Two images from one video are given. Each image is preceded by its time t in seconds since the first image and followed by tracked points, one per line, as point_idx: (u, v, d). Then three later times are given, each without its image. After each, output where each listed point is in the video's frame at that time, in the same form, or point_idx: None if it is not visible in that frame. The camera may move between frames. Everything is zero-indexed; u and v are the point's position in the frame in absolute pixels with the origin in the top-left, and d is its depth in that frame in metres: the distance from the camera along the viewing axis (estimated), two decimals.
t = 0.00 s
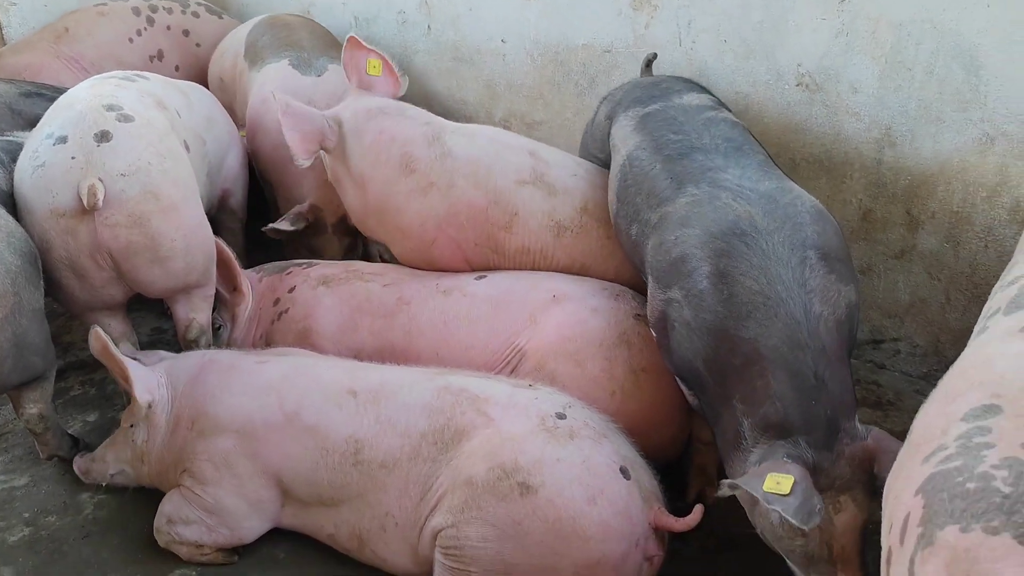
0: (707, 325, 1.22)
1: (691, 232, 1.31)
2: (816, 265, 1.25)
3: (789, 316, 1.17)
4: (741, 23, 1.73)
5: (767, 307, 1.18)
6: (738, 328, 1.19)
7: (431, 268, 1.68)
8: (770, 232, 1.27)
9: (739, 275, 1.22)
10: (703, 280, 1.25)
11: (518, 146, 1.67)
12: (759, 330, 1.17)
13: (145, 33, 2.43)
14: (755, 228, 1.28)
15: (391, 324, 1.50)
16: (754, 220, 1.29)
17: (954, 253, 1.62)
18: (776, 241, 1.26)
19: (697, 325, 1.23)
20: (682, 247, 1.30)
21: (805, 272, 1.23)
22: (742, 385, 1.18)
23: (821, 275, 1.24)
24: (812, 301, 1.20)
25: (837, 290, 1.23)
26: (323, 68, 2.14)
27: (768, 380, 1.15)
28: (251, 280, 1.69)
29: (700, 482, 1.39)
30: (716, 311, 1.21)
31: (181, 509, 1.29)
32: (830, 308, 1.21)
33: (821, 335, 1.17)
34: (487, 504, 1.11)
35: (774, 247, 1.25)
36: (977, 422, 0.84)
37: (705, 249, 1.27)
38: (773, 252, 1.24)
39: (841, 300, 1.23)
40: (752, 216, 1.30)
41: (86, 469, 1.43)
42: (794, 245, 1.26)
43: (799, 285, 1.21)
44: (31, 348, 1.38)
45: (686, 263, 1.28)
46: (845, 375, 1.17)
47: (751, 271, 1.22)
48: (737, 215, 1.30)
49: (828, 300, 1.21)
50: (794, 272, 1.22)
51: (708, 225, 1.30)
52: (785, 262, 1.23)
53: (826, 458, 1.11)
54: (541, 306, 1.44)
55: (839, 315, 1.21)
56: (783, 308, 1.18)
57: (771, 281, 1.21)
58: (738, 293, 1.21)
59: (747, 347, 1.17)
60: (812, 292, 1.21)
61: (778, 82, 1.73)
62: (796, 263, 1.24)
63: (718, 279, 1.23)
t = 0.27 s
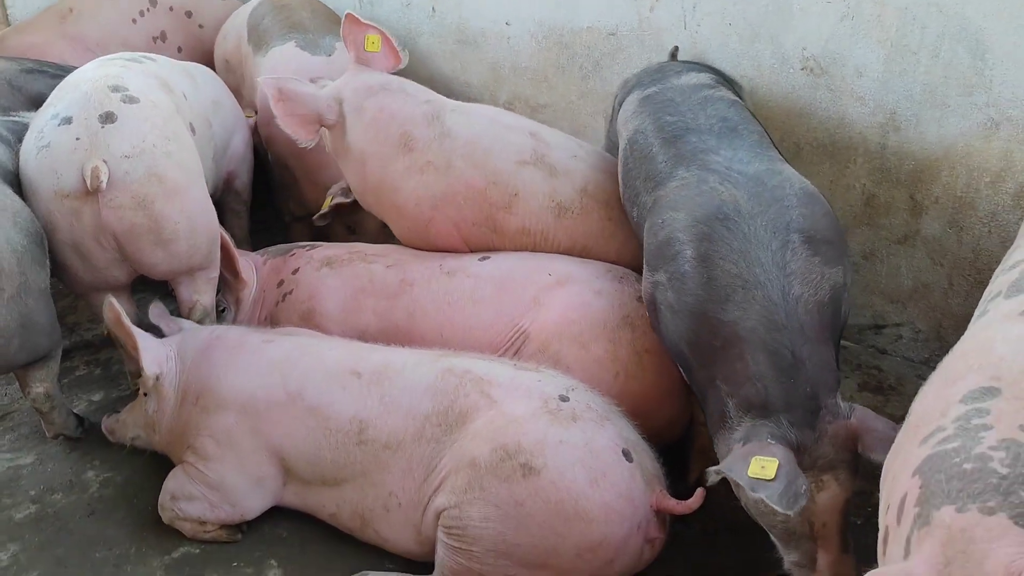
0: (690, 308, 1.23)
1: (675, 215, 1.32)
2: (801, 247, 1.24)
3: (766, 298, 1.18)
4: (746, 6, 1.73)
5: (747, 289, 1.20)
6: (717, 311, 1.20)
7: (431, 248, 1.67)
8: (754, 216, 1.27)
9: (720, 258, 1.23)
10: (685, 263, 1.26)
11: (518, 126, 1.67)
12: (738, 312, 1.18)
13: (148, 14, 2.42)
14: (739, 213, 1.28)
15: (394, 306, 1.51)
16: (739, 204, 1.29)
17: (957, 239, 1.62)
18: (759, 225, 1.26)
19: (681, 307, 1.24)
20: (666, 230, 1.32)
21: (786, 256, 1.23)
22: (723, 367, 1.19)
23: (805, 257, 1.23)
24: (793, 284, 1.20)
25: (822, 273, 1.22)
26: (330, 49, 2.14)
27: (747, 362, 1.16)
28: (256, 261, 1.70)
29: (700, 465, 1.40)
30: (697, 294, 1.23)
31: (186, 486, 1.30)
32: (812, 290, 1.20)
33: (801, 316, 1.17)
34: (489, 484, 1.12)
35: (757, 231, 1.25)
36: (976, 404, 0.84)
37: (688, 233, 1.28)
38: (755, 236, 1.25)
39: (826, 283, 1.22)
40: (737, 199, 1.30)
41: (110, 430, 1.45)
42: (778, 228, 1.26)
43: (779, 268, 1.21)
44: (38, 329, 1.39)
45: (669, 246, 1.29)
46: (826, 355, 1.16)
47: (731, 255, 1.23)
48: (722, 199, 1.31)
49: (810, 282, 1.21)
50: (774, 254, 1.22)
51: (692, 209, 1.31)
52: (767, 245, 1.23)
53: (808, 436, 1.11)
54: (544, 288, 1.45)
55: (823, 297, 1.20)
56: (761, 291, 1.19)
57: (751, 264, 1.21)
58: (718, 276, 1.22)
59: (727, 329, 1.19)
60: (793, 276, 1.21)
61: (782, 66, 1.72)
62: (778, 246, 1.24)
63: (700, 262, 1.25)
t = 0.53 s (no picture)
0: (674, 289, 1.19)
1: (671, 194, 1.30)
2: (793, 239, 1.16)
3: (744, 285, 1.11)
4: None
5: (728, 274, 1.13)
6: (695, 294, 1.15)
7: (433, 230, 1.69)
8: (749, 202, 1.21)
9: (707, 239, 1.19)
10: (676, 242, 1.23)
11: (519, 109, 1.67)
12: (715, 296, 1.13)
13: None
14: (735, 199, 1.23)
15: (395, 285, 1.52)
16: (737, 189, 1.24)
17: (965, 224, 1.62)
18: (753, 211, 1.20)
19: (667, 288, 1.21)
20: (662, 208, 1.29)
21: (775, 245, 1.15)
22: (694, 350, 1.13)
23: (795, 247, 1.15)
24: (777, 273, 1.12)
25: (813, 266, 1.14)
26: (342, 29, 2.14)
27: (712, 346, 1.09)
28: (261, 240, 1.71)
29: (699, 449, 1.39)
30: (681, 276, 1.19)
31: (190, 461, 1.32)
32: (798, 282, 1.12)
33: (778, 306, 1.09)
34: (490, 460, 1.13)
35: (747, 217, 1.19)
36: (978, 384, 0.84)
37: (681, 213, 1.25)
38: (745, 221, 1.19)
39: (815, 276, 1.13)
40: (736, 183, 1.25)
41: (115, 405, 1.47)
42: (770, 217, 1.19)
43: (763, 254, 1.14)
44: (47, 305, 1.41)
45: (661, 223, 1.27)
46: (801, 352, 1.07)
47: (716, 239, 1.18)
48: (720, 182, 1.27)
49: (797, 273, 1.12)
50: (760, 242, 1.15)
51: (690, 189, 1.28)
52: (756, 231, 1.17)
53: (753, 428, 1.03)
54: (545, 267, 1.45)
55: (811, 292, 1.11)
56: (741, 276, 1.13)
57: (735, 249, 1.16)
58: (701, 258, 1.18)
59: (704, 312, 1.13)
60: (777, 266, 1.13)
61: (792, 49, 1.71)
62: (767, 234, 1.16)
63: (688, 242, 1.21)
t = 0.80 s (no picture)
0: (696, 283, 1.14)
1: (705, 188, 1.23)
2: (824, 244, 1.10)
3: (767, 284, 1.06)
4: None
5: (754, 274, 1.08)
6: (717, 290, 1.11)
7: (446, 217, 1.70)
8: (785, 202, 1.15)
9: (735, 237, 1.13)
10: (705, 237, 1.17)
11: (533, 97, 1.66)
12: (737, 295, 1.07)
13: None
14: (770, 198, 1.16)
15: (405, 274, 1.52)
16: (773, 187, 1.18)
17: (984, 213, 1.60)
18: (788, 212, 1.13)
19: (689, 281, 1.16)
20: (693, 201, 1.23)
21: (804, 247, 1.09)
22: (711, 345, 1.08)
23: (825, 252, 1.09)
24: (803, 277, 1.06)
25: (844, 272, 1.08)
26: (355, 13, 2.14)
27: (730, 341, 1.04)
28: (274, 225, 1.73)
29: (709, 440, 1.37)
30: (705, 271, 1.14)
31: (204, 444, 1.33)
32: (826, 288, 1.06)
33: (802, 309, 1.04)
34: (500, 447, 1.13)
35: (779, 216, 1.13)
36: (993, 372, 0.84)
37: (713, 209, 1.19)
38: (778, 221, 1.12)
39: (847, 283, 1.07)
40: (775, 183, 1.18)
41: (130, 387, 1.49)
42: (803, 218, 1.13)
43: (791, 256, 1.08)
44: (63, 285, 1.42)
45: (690, 216, 1.21)
46: (820, 358, 1.02)
47: (743, 238, 1.13)
48: (758, 180, 1.20)
49: (826, 278, 1.06)
50: (789, 242, 1.10)
51: (725, 185, 1.21)
52: (787, 232, 1.11)
53: (760, 431, 0.98)
54: (557, 256, 1.45)
55: (840, 297, 1.06)
56: (766, 275, 1.07)
57: (762, 247, 1.10)
58: (727, 255, 1.12)
59: (722, 308, 1.08)
60: (804, 269, 1.07)
61: (810, 36, 1.70)
62: (797, 236, 1.10)
63: (715, 239, 1.16)
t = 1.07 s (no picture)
0: (745, 285, 1.12)
1: (755, 186, 1.20)
2: (882, 251, 1.08)
3: (824, 293, 1.04)
4: None
5: (807, 279, 1.06)
6: (767, 294, 1.09)
7: (475, 198, 1.70)
8: (840, 205, 1.12)
9: (788, 240, 1.11)
10: (755, 239, 1.14)
11: (558, 78, 1.66)
12: (789, 301, 1.06)
13: None
14: (824, 199, 1.13)
15: (435, 259, 1.54)
16: (827, 189, 1.14)
17: (1012, 208, 1.57)
18: (843, 214, 1.11)
19: (735, 281, 1.14)
20: (741, 200, 1.20)
21: (860, 255, 1.07)
22: (762, 352, 1.06)
23: (881, 261, 1.07)
24: (860, 286, 1.05)
25: (900, 281, 1.06)
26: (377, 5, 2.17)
27: (785, 352, 1.03)
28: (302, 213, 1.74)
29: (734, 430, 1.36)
30: (755, 274, 1.11)
31: (229, 429, 1.35)
32: (882, 296, 1.05)
33: (858, 319, 1.03)
34: (524, 435, 1.14)
35: (835, 221, 1.10)
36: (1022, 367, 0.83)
37: (763, 209, 1.16)
38: (832, 225, 1.10)
39: (903, 291, 1.06)
40: (829, 183, 1.15)
41: (156, 372, 1.51)
42: (859, 222, 1.10)
43: (847, 263, 1.06)
44: (88, 267, 1.40)
45: (739, 217, 1.18)
46: (878, 367, 1.01)
47: (796, 243, 1.10)
48: (811, 179, 1.16)
49: (882, 286, 1.05)
50: (845, 248, 1.07)
51: (776, 184, 1.18)
52: (842, 236, 1.08)
53: (826, 447, 0.98)
54: (585, 244, 1.45)
55: (895, 305, 1.05)
56: (822, 283, 1.05)
57: (818, 253, 1.08)
58: (778, 259, 1.10)
59: (773, 313, 1.07)
60: (861, 277, 1.05)
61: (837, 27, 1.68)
62: (853, 243, 1.08)
63: (767, 241, 1.13)
